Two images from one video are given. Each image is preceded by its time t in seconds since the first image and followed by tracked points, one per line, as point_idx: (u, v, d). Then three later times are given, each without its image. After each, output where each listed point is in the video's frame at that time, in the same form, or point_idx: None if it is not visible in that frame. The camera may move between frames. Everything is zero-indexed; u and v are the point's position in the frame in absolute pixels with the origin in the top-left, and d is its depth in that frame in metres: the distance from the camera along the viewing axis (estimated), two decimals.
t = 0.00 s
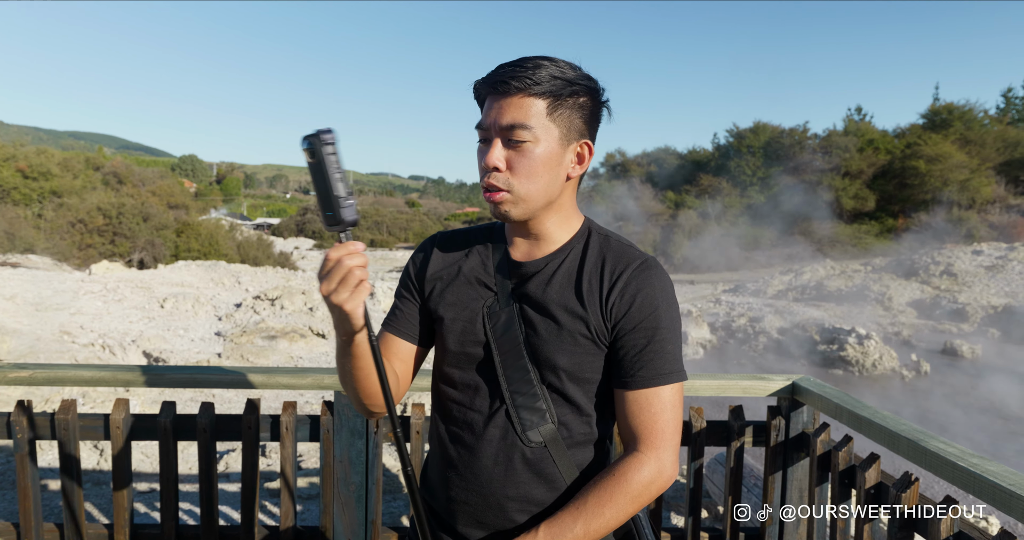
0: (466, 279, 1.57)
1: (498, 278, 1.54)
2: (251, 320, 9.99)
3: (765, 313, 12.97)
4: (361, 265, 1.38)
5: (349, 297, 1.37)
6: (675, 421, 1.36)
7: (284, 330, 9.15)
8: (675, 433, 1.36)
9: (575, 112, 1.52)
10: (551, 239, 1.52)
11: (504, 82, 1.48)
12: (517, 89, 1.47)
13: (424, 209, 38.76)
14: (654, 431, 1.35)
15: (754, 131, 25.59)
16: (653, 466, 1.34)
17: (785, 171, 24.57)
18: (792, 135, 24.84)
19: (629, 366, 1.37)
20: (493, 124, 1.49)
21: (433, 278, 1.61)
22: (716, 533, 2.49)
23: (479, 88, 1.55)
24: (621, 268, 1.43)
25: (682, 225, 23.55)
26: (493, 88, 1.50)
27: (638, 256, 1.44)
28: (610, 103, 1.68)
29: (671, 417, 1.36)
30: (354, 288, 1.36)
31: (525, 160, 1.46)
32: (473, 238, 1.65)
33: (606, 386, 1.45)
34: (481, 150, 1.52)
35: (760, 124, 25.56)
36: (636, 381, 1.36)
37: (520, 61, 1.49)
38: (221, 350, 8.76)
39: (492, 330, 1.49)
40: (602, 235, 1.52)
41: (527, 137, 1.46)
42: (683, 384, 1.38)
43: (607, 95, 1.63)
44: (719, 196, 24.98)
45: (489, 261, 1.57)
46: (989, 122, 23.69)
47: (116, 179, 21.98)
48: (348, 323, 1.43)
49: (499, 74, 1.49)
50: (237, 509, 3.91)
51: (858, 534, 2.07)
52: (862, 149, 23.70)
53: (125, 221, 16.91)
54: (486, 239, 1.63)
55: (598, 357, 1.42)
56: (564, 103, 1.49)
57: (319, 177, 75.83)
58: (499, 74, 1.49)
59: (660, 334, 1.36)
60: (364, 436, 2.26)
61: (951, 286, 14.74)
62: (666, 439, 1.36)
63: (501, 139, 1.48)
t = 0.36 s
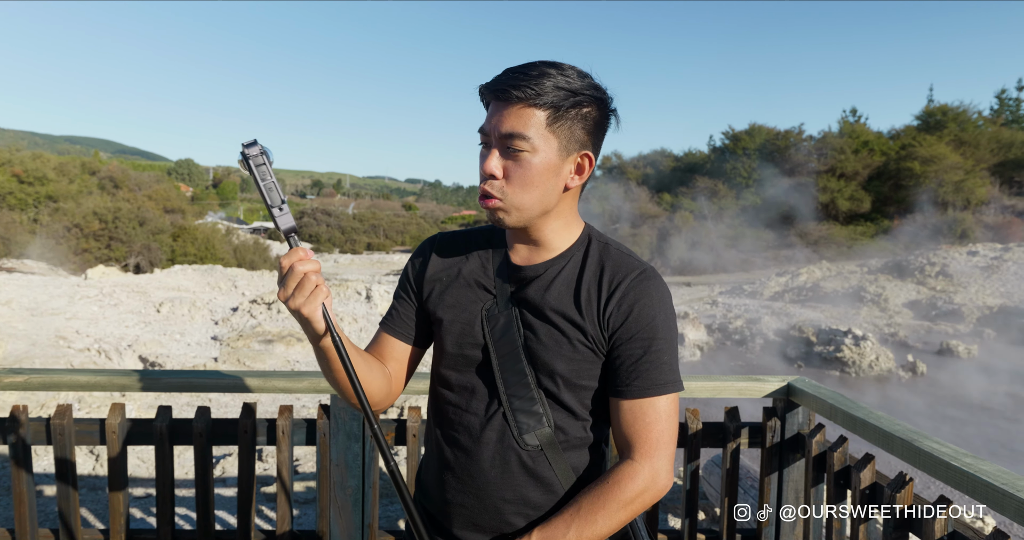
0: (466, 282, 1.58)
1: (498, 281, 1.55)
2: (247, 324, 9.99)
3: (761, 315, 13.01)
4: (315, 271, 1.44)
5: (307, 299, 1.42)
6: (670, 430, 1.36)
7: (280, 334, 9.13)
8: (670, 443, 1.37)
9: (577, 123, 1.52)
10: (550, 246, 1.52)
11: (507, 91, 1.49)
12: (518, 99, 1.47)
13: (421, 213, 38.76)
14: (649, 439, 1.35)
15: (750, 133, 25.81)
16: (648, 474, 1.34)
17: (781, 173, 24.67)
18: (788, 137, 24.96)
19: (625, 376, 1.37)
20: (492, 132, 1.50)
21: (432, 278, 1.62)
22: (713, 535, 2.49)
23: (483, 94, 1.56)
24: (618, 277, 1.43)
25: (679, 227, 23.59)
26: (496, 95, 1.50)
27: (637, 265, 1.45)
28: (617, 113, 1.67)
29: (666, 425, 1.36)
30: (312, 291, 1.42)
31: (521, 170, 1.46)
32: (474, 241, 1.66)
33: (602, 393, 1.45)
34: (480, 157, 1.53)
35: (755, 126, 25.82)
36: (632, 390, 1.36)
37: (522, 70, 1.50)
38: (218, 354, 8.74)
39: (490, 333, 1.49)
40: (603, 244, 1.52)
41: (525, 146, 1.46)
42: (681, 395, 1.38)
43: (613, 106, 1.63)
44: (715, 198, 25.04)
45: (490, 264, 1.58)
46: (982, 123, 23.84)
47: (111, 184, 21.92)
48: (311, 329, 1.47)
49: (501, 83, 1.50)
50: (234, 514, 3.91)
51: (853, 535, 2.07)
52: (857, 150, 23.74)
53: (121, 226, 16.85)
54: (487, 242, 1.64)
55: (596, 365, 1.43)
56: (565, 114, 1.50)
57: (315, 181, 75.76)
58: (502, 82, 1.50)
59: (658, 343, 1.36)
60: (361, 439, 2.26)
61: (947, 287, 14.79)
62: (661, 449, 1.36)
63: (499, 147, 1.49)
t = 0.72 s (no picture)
0: (463, 286, 1.58)
1: (495, 287, 1.55)
2: (242, 330, 9.96)
3: (756, 320, 13.05)
4: (313, 278, 1.44)
5: (304, 306, 1.42)
6: (665, 437, 1.36)
7: (275, 340, 9.12)
8: (663, 449, 1.37)
9: (573, 128, 1.53)
10: (548, 252, 1.53)
11: (504, 98, 1.50)
12: (516, 105, 1.48)
13: (417, 218, 38.77)
14: (643, 446, 1.35)
15: (744, 139, 25.98)
16: (641, 480, 1.35)
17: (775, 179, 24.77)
18: (782, 143, 25.09)
19: (619, 382, 1.38)
20: (491, 138, 1.51)
21: (430, 282, 1.62)
22: None
23: (481, 100, 1.57)
24: (614, 284, 1.44)
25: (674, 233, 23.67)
26: (494, 102, 1.51)
27: (632, 272, 1.45)
28: (615, 120, 1.69)
29: (660, 432, 1.36)
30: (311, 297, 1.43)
31: (519, 174, 1.47)
32: (473, 245, 1.67)
33: (597, 400, 1.45)
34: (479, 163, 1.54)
35: (749, 133, 25.98)
36: (625, 397, 1.36)
37: (518, 77, 1.52)
38: (212, 360, 8.71)
39: (486, 338, 1.50)
40: (600, 250, 1.52)
41: (523, 151, 1.47)
42: (674, 402, 1.38)
43: (610, 113, 1.64)
44: (710, 204, 25.14)
45: (488, 269, 1.59)
46: (975, 130, 24.00)
47: (106, 189, 21.81)
48: (309, 336, 1.47)
49: (499, 90, 1.51)
50: (228, 521, 3.89)
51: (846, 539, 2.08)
52: (851, 156, 23.85)
53: (114, 231, 16.82)
54: (485, 246, 1.65)
55: (590, 372, 1.43)
56: (561, 120, 1.51)
57: (311, 186, 75.62)
58: (499, 89, 1.51)
59: (652, 350, 1.37)
60: (356, 445, 2.26)
61: (940, 293, 14.85)
62: (654, 455, 1.36)
63: (498, 152, 1.50)
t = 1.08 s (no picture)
0: (456, 293, 1.60)
1: (488, 293, 1.57)
2: (237, 335, 9.94)
3: (750, 324, 13.10)
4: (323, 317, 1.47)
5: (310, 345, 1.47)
6: (650, 440, 1.38)
7: (270, 345, 9.11)
8: (651, 452, 1.38)
9: (564, 132, 1.55)
10: (540, 257, 1.55)
11: (494, 103, 1.52)
12: (506, 111, 1.50)
13: (412, 223, 38.79)
14: (628, 447, 1.37)
15: (739, 144, 26.17)
16: (625, 480, 1.36)
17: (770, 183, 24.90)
18: (776, 148, 25.26)
19: (608, 386, 1.39)
20: (484, 144, 1.53)
21: (423, 289, 1.64)
22: None
23: (472, 107, 1.59)
24: (605, 289, 1.46)
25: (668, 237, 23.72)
26: (484, 108, 1.53)
27: (624, 277, 1.47)
28: (602, 123, 1.71)
29: (649, 436, 1.38)
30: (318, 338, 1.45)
31: (512, 180, 1.49)
32: (466, 252, 1.68)
33: (588, 404, 1.47)
34: (472, 169, 1.55)
35: (744, 138, 26.16)
36: (614, 400, 1.38)
37: (508, 84, 1.53)
38: (207, 365, 8.69)
39: (480, 345, 1.51)
40: (591, 255, 1.54)
41: (515, 157, 1.49)
42: (663, 405, 1.40)
43: (598, 115, 1.67)
44: (705, 209, 25.22)
45: (480, 276, 1.61)
46: (968, 135, 24.21)
47: (100, 195, 21.72)
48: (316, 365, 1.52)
49: (489, 96, 1.53)
50: (223, 526, 3.89)
51: None
52: (845, 161, 24.00)
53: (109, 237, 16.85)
54: (478, 253, 1.66)
55: (582, 376, 1.45)
56: (553, 123, 1.52)
57: (306, 191, 75.60)
58: (489, 95, 1.53)
59: (641, 355, 1.39)
60: (351, 450, 2.27)
61: (934, 297, 14.93)
62: (643, 457, 1.37)
63: (491, 157, 1.51)
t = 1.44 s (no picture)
0: (451, 300, 1.60)
1: (482, 299, 1.57)
2: (235, 339, 9.94)
3: (749, 328, 13.12)
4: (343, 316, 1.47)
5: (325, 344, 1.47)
6: (648, 442, 1.38)
7: (269, 349, 9.11)
8: (649, 453, 1.39)
9: (554, 133, 1.56)
10: (534, 259, 1.55)
11: (483, 107, 1.52)
12: (495, 114, 1.50)
13: (411, 227, 38.85)
14: (625, 447, 1.37)
15: (737, 148, 26.26)
16: (622, 481, 1.36)
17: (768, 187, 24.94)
18: (775, 152, 25.40)
19: (603, 388, 1.40)
20: (475, 148, 1.53)
21: (418, 299, 1.64)
22: None
23: (459, 113, 1.58)
24: (600, 291, 1.46)
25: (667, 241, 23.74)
26: (472, 113, 1.53)
27: (619, 279, 1.48)
28: (588, 123, 1.73)
29: (647, 437, 1.39)
30: (332, 336, 1.46)
31: (505, 183, 1.49)
32: (460, 259, 1.68)
33: (584, 406, 1.47)
34: (463, 174, 1.55)
35: (742, 141, 26.26)
36: (611, 402, 1.38)
37: (495, 88, 1.53)
38: (205, 369, 8.68)
39: (476, 351, 1.51)
40: (585, 257, 1.55)
41: (507, 159, 1.49)
42: (660, 406, 1.41)
43: (584, 116, 1.68)
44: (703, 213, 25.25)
45: (474, 282, 1.61)
46: (966, 139, 24.32)
47: (99, 199, 21.67)
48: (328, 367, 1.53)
49: (477, 100, 1.53)
50: (222, 530, 3.88)
51: None
52: (843, 165, 24.08)
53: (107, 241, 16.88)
54: (472, 260, 1.66)
55: (578, 379, 1.45)
56: (542, 124, 1.53)
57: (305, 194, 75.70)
58: (478, 98, 1.53)
59: (638, 357, 1.40)
60: (350, 454, 2.27)
61: (932, 301, 14.96)
62: (640, 458, 1.38)
63: (483, 162, 1.52)
